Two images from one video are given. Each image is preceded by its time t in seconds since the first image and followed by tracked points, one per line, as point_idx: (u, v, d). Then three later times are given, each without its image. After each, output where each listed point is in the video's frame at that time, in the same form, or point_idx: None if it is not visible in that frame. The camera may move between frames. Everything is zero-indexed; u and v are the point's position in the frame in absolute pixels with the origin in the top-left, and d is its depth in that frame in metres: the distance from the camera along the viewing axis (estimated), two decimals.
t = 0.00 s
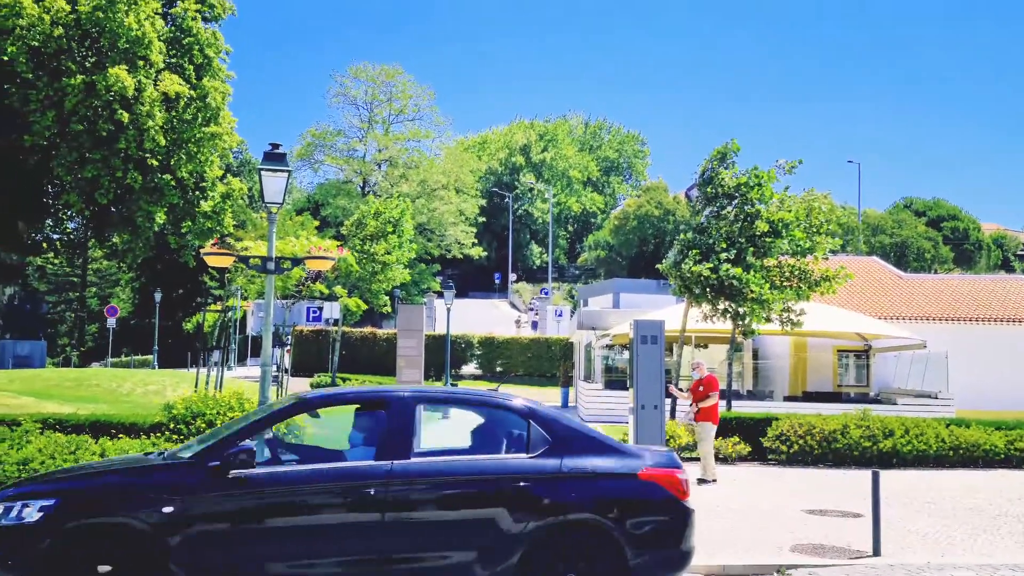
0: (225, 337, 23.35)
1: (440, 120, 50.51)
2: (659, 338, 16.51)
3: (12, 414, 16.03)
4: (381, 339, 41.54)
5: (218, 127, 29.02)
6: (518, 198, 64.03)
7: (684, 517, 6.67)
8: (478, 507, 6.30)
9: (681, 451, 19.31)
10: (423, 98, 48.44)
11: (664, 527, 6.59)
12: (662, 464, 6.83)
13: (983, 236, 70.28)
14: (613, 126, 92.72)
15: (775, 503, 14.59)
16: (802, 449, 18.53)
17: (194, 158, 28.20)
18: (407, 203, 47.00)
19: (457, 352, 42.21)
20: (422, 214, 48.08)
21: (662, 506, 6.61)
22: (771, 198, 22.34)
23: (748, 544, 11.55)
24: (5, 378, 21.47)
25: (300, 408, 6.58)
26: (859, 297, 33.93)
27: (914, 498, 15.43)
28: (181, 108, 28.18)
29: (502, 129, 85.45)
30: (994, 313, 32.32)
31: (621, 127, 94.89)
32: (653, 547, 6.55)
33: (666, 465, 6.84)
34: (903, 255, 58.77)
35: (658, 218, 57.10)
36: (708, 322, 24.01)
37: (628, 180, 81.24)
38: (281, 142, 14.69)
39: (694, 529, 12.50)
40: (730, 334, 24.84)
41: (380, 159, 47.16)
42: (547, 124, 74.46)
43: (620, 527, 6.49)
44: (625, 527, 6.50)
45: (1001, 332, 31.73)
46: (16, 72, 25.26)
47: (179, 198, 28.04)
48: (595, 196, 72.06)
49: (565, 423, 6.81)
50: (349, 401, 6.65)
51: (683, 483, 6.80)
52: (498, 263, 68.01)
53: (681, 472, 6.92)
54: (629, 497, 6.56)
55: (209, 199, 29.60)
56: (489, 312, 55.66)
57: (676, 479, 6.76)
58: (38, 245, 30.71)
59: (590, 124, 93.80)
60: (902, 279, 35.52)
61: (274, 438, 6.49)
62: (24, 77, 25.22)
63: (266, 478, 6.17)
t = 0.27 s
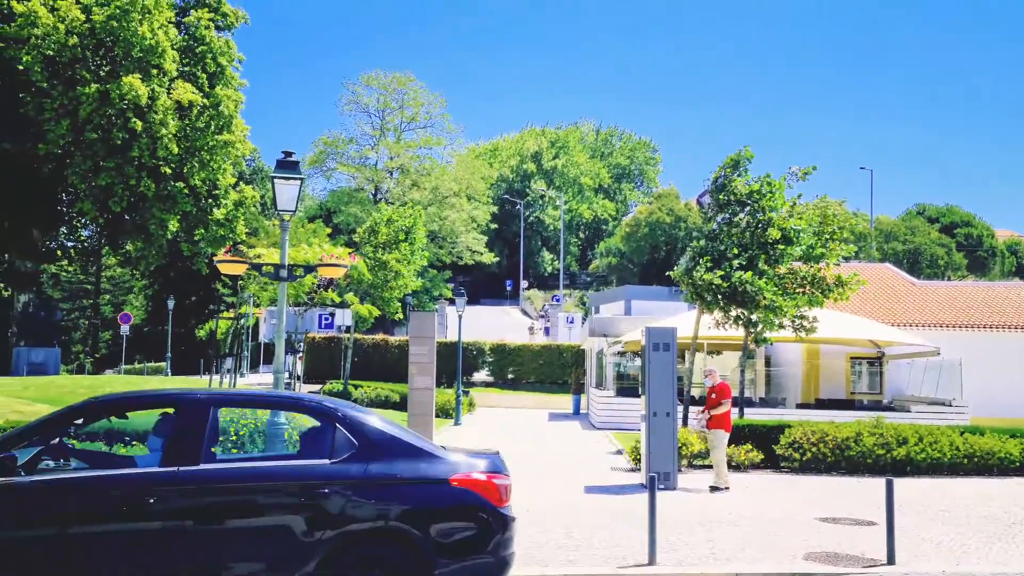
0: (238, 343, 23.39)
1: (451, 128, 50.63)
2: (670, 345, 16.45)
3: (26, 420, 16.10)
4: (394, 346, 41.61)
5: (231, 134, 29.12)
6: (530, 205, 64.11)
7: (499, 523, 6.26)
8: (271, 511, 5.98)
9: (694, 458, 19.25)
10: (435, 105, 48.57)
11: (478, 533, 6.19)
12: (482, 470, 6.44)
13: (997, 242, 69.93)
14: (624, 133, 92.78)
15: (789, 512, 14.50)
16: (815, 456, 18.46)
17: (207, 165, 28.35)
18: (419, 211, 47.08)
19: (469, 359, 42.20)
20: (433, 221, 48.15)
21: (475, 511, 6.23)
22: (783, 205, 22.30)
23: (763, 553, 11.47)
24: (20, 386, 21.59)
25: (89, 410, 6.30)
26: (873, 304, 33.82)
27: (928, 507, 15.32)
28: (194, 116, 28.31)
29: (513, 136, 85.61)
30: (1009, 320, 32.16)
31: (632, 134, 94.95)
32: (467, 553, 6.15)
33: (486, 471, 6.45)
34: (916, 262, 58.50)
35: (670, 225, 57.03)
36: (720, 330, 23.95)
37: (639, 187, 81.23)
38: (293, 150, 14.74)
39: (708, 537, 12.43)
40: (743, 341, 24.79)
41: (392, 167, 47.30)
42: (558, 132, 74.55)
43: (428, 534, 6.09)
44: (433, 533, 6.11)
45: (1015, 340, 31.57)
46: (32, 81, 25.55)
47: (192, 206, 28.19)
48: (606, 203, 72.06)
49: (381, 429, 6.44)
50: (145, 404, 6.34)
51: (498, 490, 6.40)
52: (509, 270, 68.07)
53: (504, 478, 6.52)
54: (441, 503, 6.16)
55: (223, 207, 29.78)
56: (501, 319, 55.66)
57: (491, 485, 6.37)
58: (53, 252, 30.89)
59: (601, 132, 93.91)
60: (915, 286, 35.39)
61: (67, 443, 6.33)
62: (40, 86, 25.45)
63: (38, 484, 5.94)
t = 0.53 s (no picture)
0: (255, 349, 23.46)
1: (467, 134, 50.74)
2: (686, 351, 16.39)
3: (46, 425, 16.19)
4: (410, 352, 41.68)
5: (248, 141, 29.24)
6: (545, 211, 64.14)
7: (261, 528, 5.89)
8: (2, 518, 5.62)
9: (710, 464, 19.17)
10: (450, 112, 48.68)
11: (232, 541, 5.81)
12: (247, 471, 6.06)
13: (1016, 248, 69.44)
14: (640, 139, 92.78)
15: (807, 519, 14.42)
16: (833, 463, 18.36)
17: (224, 172, 28.48)
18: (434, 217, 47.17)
19: (485, 366, 42.21)
20: (449, 227, 48.23)
21: (233, 514, 5.85)
22: (800, 211, 22.23)
23: (781, 561, 11.40)
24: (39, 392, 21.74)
25: None
26: (890, 309, 33.65)
27: (947, 514, 15.20)
28: (212, 124, 28.47)
29: (528, 142, 85.71)
30: None
31: (647, 141, 94.94)
32: (222, 558, 5.79)
33: (253, 472, 6.08)
34: (934, 267, 58.14)
35: (685, 230, 56.94)
36: (736, 335, 23.87)
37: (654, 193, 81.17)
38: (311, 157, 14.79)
39: (725, 544, 12.36)
40: (760, 347, 24.71)
41: (407, 173, 47.43)
42: (573, 138, 74.60)
43: (169, 539, 5.75)
44: (179, 538, 5.76)
45: None
46: (52, 89, 25.80)
47: (209, 213, 28.34)
48: (621, 209, 72.02)
49: (141, 426, 6.09)
50: None
51: (262, 493, 6.02)
52: (525, 276, 68.12)
53: (274, 481, 6.16)
54: (199, 509, 5.81)
55: (239, 214, 29.91)
56: (517, 325, 55.68)
57: (253, 487, 6.00)
58: (72, 258, 31.24)
59: (617, 138, 93.92)
60: (934, 292, 35.18)
61: None
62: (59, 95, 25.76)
63: None
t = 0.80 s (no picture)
0: (271, 354, 23.52)
1: (482, 139, 50.82)
2: (702, 356, 16.32)
3: (65, 430, 16.30)
4: (425, 357, 41.76)
5: (264, 147, 29.28)
6: (560, 216, 64.15)
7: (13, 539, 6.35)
8: None
9: (726, 470, 19.09)
10: (465, 117, 48.77)
11: None
12: (9, 482, 6.45)
13: None
14: (655, 143, 92.77)
15: (824, 525, 14.32)
16: (849, 468, 18.28)
17: (240, 177, 28.59)
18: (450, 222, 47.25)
19: (500, 370, 42.23)
20: (464, 232, 48.31)
21: None
22: (817, 216, 22.13)
23: (799, 567, 11.31)
24: (58, 396, 21.90)
25: None
26: (906, 315, 33.51)
27: (966, 521, 15.05)
28: (228, 129, 28.55)
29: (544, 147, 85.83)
30: None
31: (662, 145, 94.89)
32: None
33: (16, 483, 6.47)
34: (951, 271, 57.82)
35: (700, 235, 56.83)
36: (752, 341, 23.80)
37: (669, 196, 81.50)
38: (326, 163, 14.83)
39: (741, 550, 12.29)
40: (776, 352, 24.63)
41: (422, 178, 47.55)
42: (588, 143, 74.65)
43: None
44: None
45: None
46: (70, 95, 26.02)
47: (225, 218, 28.46)
48: (636, 214, 72.03)
49: None
50: None
51: (18, 504, 6.43)
52: (540, 281, 68.20)
53: (40, 491, 6.56)
54: None
55: (255, 219, 30.04)
56: (532, 330, 55.71)
57: (9, 498, 6.40)
58: (89, 264, 31.56)
59: (632, 142, 93.94)
60: (951, 296, 34.99)
61: None
62: (77, 101, 26.01)
63: None
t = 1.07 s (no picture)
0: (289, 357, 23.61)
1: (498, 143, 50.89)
2: (720, 360, 16.28)
3: (85, 432, 16.41)
4: (442, 360, 41.82)
5: (281, 151, 29.40)
6: (576, 219, 64.12)
7: None
8: None
9: (743, 473, 19.02)
10: (481, 121, 48.86)
11: None
12: None
13: None
14: (671, 146, 92.61)
15: (843, 529, 14.25)
16: (868, 472, 18.17)
17: (258, 182, 28.72)
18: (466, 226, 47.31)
19: (516, 374, 42.23)
20: (480, 236, 48.37)
21: None
22: (835, 219, 22.03)
23: (818, 572, 11.25)
24: (77, 399, 22.06)
25: None
26: (926, 318, 33.28)
27: (987, 526, 14.93)
28: (245, 134, 28.68)
29: (560, 150, 85.83)
30: None
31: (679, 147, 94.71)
32: None
33: None
34: (971, 274, 57.44)
35: (717, 238, 56.68)
36: (770, 344, 23.71)
37: (685, 199, 81.38)
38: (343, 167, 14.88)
39: (758, 555, 12.24)
40: (793, 355, 24.52)
41: (439, 182, 47.65)
42: (604, 146, 74.62)
43: None
44: None
45: None
46: (89, 101, 26.25)
47: (243, 222, 28.60)
48: (653, 217, 71.91)
49: None
50: None
51: None
52: (556, 284, 68.19)
53: None
54: None
55: (273, 223, 30.19)
56: (548, 334, 55.70)
57: None
58: (109, 268, 31.85)
59: (648, 144, 93.81)
60: (971, 299, 34.75)
61: None
62: (97, 106, 26.23)
63: None
